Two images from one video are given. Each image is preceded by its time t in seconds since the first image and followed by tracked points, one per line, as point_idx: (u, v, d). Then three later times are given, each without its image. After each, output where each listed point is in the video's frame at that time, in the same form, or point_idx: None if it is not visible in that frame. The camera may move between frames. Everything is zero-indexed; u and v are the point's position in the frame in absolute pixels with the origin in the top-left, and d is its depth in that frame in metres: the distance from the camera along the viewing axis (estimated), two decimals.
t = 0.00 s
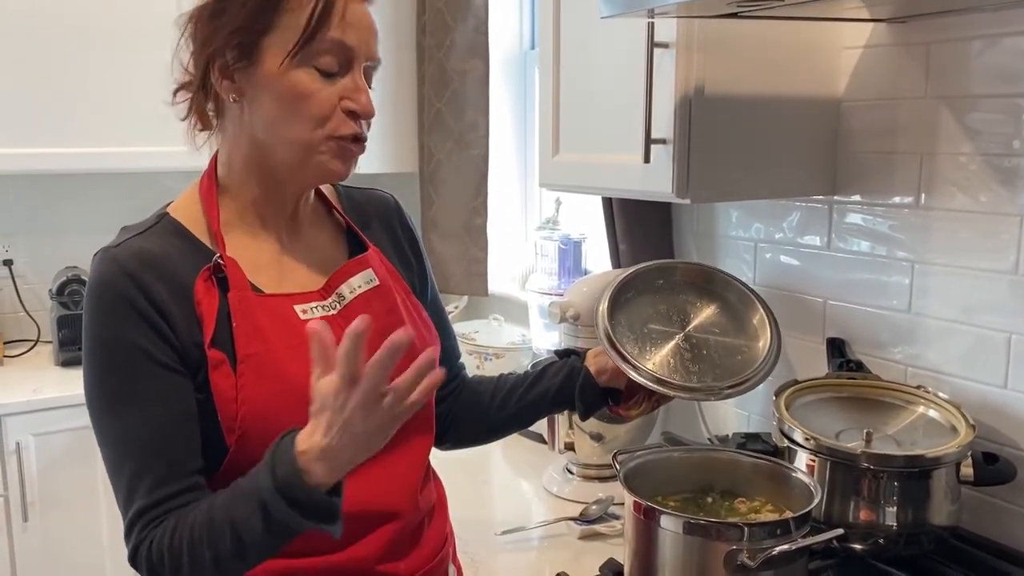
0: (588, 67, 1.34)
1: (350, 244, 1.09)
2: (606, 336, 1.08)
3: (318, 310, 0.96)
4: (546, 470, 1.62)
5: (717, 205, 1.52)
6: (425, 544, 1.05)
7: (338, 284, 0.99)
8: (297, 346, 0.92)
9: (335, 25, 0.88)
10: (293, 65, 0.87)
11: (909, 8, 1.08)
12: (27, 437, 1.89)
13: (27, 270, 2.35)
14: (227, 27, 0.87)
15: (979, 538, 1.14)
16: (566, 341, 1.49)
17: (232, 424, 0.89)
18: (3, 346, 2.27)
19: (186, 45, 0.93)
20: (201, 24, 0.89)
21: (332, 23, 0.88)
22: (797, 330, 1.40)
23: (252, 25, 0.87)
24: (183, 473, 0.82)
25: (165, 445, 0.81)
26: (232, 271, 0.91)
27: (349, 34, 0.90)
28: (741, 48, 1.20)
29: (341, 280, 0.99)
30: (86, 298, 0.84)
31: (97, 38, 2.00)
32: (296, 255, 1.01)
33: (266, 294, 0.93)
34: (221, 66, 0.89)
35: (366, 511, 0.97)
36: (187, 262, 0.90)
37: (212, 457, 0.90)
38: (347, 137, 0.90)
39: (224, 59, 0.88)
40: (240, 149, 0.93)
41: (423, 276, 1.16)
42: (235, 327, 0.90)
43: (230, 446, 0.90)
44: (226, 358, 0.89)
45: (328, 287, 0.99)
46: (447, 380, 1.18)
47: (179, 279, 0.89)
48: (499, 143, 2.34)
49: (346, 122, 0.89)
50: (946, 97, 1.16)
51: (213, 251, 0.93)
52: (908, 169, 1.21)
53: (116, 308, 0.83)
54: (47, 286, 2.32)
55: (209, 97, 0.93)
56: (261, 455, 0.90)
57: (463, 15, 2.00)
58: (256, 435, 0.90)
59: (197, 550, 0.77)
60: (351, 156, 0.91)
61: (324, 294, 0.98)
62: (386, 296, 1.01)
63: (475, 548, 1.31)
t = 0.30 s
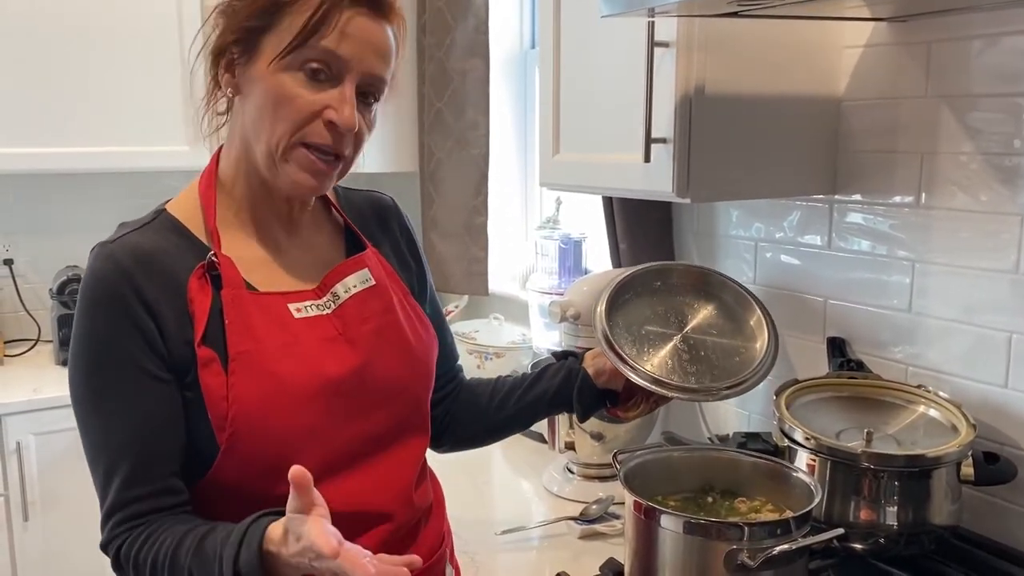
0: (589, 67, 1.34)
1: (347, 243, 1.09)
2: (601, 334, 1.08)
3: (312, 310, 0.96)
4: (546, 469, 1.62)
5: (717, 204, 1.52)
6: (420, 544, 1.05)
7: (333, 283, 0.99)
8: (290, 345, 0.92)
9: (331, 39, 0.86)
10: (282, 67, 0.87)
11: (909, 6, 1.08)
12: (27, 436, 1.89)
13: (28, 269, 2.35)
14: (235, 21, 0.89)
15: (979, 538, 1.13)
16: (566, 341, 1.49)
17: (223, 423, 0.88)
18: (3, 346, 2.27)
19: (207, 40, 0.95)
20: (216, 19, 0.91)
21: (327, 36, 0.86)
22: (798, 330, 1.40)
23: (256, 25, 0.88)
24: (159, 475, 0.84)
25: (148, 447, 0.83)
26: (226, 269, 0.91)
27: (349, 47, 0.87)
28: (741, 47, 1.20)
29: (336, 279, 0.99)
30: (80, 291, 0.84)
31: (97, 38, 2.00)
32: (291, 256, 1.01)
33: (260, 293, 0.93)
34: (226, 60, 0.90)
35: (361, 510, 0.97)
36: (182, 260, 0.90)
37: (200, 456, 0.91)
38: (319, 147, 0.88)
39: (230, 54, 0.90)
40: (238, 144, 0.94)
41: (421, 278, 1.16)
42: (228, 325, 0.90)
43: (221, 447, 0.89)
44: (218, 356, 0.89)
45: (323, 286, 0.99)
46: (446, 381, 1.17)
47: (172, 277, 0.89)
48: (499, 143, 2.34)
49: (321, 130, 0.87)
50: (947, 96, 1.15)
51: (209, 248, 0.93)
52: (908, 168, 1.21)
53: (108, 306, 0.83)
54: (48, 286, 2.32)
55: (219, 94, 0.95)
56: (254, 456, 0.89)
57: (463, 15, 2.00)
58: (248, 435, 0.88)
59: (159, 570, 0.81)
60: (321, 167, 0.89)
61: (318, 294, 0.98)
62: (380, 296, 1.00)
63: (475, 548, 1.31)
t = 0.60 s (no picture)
0: (589, 66, 1.34)
1: (347, 242, 1.09)
2: (601, 335, 1.08)
3: (310, 307, 0.96)
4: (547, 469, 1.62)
5: (718, 203, 1.52)
6: (418, 543, 1.04)
7: (331, 281, 0.99)
8: (289, 343, 0.92)
9: (339, 43, 0.86)
10: (291, 75, 0.86)
11: (909, 5, 1.08)
12: (28, 435, 1.89)
13: (28, 268, 2.35)
14: (236, 25, 0.88)
15: (980, 537, 1.13)
16: (566, 340, 1.49)
17: (222, 420, 0.88)
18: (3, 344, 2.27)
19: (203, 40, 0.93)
20: (216, 20, 0.90)
21: (336, 41, 0.86)
22: (798, 329, 1.40)
23: (261, 30, 0.87)
24: (164, 472, 0.83)
25: (152, 445, 0.82)
26: (225, 266, 0.92)
27: (356, 52, 0.87)
28: (742, 45, 1.19)
29: (334, 277, 0.99)
30: (80, 289, 0.84)
31: (97, 37, 1.99)
32: (290, 252, 1.01)
33: (258, 291, 0.93)
34: (227, 64, 0.89)
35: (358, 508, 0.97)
36: (181, 258, 0.90)
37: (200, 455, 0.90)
38: (332, 155, 0.88)
39: (233, 57, 0.89)
40: (239, 146, 0.94)
41: (421, 276, 1.16)
42: (226, 322, 0.90)
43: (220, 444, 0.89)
44: (216, 353, 0.89)
45: (321, 283, 0.99)
46: (444, 379, 1.17)
47: (172, 274, 0.89)
48: (500, 142, 2.34)
49: (333, 138, 0.87)
50: (947, 95, 1.15)
51: (207, 246, 0.93)
52: (909, 167, 1.21)
53: (109, 303, 0.83)
54: (48, 285, 2.32)
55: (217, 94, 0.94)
56: (251, 453, 0.89)
57: (463, 14, 2.00)
58: (245, 431, 0.88)
59: (178, 564, 0.80)
60: (331, 172, 0.89)
61: (317, 291, 0.98)
62: (378, 294, 1.01)
63: (475, 547, 1.31)
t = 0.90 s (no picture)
0: (589, 65, 1.34)
1: (346, 241, 1.09)
2: (599, 333, 1.08)
3: (311, 308, 0.96)
4: (547, 468, 1.62)
5: (718, 202, 1.52)
6: (419, 541, 1.05)
7: (332, 281, 0.99)
8: (289, 343, 0.92)
9: (348, 49, 0.86)
10: (302, 82, 0.86)
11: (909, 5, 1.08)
12: (28, 435, 1.89)
13: (29, 267, 2.35)
14: (242, 30, 0.86)
15: (980, 536, 1.13)
16: (567, 339, 1.49)
17: (225, 420, 0.88)
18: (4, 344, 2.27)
19: (202, 40, 0.92)
20: (219, 21, 0.88)
21: (346, 48, 0.86)
22: (798, 328, 1.40)
23: (268, 35, 0.86)
24: (173, 471, 0.83)
25: (156, 445, 0.82)
26: (225, 267, 0.92)
27: (363, 59, 0.88)
28: (742, 44, 1.19)
29: (335, 276, 0.99)
30: (82, 292, 0.84)
31: (97, 37, 1.99)
32: (290, 252, 1.01)
33: (259, 291, 0.93)
34: (231, 66, 0.88)
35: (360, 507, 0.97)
36: (181, 259, 0.90)
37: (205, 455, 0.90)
38: (339, 159, 0.89)
39: (235, 60, 0.87)
40: (240, 147, 0.94)
41: (419, 275, 1.16)
42: (227, 322, 0.90)
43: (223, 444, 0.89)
44: (218, 354, 0.89)
45: (321, 283, 0.98)
46: (443, 378, 1.18)
47: (173, 275, 0.89)
48: (500, 141, 2.34)
49: (342, 143, 0.88)
50: (947, 95, 1.15)
51: (207, 247, 0.93)
52: (909, 166, 1.21)
53: (110, 305, 0.83)
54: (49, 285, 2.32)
55: (215, 95, 0.93)
56: (253, 453, 0.89)
57: (463, 13, 2.00)
58: (248, 431, 0.88)
59: (196, 560, 0.79)
60: (339, 178, 0.90)
61: (317, 291, 0.98)
62: (380, 294, 1.01)
63: (476, 546, 1.31)
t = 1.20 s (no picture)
0: (589, 65, 1.34)
1: (347, 241, 1.09)
2: (601, 333, 1.08)
3: (311, 309, 0.96)
4: (547, 467, 1.62)
5: (718, 202, 1.52)
6: (416, 542, 1.05)
7: (332, 282, 0.99)
8: (290, 345, 0.92)
9: (348, 46, 0.86)
10: (302, 81, 0.86)
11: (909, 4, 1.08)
12: (28, 434, 1.89)
13: (29, 266, 2.35)
14: (241, 30, 0.86)
15: (979, 536, 1.14)
16: (566, 338, 1.49)
17: (224, 422, 0.89)
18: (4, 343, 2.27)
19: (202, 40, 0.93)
20: (219, 23, 0.88)
21: (346, 44, 0.86)
22: (798, 328, 1.40)
23: (266, 35, 0.86)
24: (164, 472, 0.83)
25: (145, 447, 0.82)
26: (224, 269, 0.91)
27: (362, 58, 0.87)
28: (741, 44, 1.19)
29: (335, 278, 0.99)
30: (81, 291, 0.85)
31: (97, 37, 1.99)
32: (290, 252, 1.02)
33: (258, 293, 0.93)
34: (232, 67, 0.88)
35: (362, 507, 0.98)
36: (180, 261, 0.90)
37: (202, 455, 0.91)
38: (342, 159, 0.88)
39: (235, 61, 0.87)
40: (240, 148, 0.94)
41: (420, 274, 1.16)
42: (227, 325, 0.90)
43: (223, 446, 0.89)
44: (217, 357, 0.90)
45: (322, 284, 0.98)
46: (444, 378, 1.18)
47: (171, 278, 0.89)
48: (500, 141, 2.34)
49: (343, 142, 0.87)
50: (947, 94, 1.15)
51: (207, 249, 0.93)
52: (909, 165, 1.21)
53: (107, 307, 0.83)
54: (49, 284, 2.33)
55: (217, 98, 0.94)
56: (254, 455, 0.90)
57: (463, 12, 2.00)
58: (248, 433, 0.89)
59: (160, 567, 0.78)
60: (342, 177, 0.89)
61: (318, 293, 0.98)
62: (380, 296, 1.01)
63: (475, 546, 1.31)
